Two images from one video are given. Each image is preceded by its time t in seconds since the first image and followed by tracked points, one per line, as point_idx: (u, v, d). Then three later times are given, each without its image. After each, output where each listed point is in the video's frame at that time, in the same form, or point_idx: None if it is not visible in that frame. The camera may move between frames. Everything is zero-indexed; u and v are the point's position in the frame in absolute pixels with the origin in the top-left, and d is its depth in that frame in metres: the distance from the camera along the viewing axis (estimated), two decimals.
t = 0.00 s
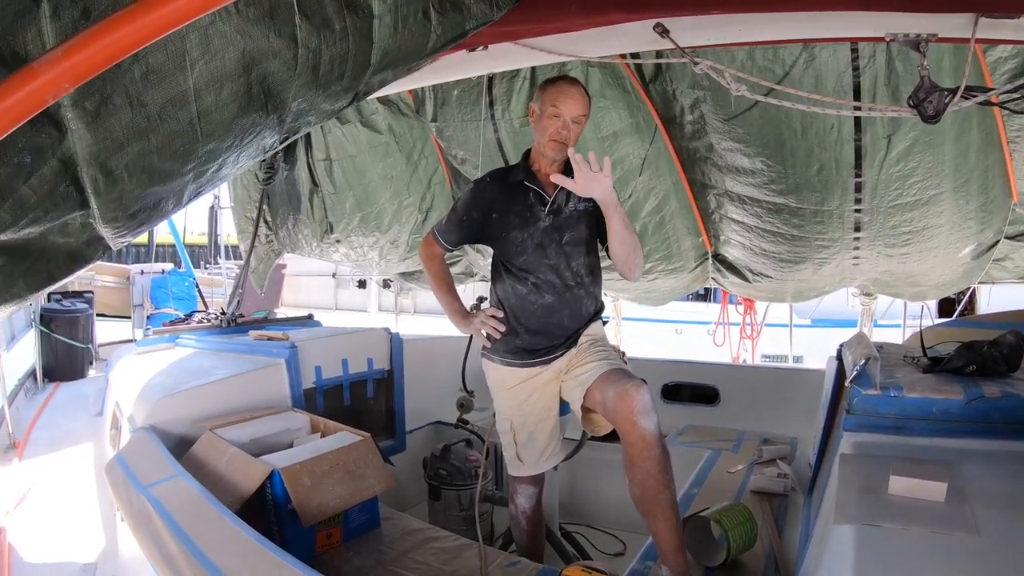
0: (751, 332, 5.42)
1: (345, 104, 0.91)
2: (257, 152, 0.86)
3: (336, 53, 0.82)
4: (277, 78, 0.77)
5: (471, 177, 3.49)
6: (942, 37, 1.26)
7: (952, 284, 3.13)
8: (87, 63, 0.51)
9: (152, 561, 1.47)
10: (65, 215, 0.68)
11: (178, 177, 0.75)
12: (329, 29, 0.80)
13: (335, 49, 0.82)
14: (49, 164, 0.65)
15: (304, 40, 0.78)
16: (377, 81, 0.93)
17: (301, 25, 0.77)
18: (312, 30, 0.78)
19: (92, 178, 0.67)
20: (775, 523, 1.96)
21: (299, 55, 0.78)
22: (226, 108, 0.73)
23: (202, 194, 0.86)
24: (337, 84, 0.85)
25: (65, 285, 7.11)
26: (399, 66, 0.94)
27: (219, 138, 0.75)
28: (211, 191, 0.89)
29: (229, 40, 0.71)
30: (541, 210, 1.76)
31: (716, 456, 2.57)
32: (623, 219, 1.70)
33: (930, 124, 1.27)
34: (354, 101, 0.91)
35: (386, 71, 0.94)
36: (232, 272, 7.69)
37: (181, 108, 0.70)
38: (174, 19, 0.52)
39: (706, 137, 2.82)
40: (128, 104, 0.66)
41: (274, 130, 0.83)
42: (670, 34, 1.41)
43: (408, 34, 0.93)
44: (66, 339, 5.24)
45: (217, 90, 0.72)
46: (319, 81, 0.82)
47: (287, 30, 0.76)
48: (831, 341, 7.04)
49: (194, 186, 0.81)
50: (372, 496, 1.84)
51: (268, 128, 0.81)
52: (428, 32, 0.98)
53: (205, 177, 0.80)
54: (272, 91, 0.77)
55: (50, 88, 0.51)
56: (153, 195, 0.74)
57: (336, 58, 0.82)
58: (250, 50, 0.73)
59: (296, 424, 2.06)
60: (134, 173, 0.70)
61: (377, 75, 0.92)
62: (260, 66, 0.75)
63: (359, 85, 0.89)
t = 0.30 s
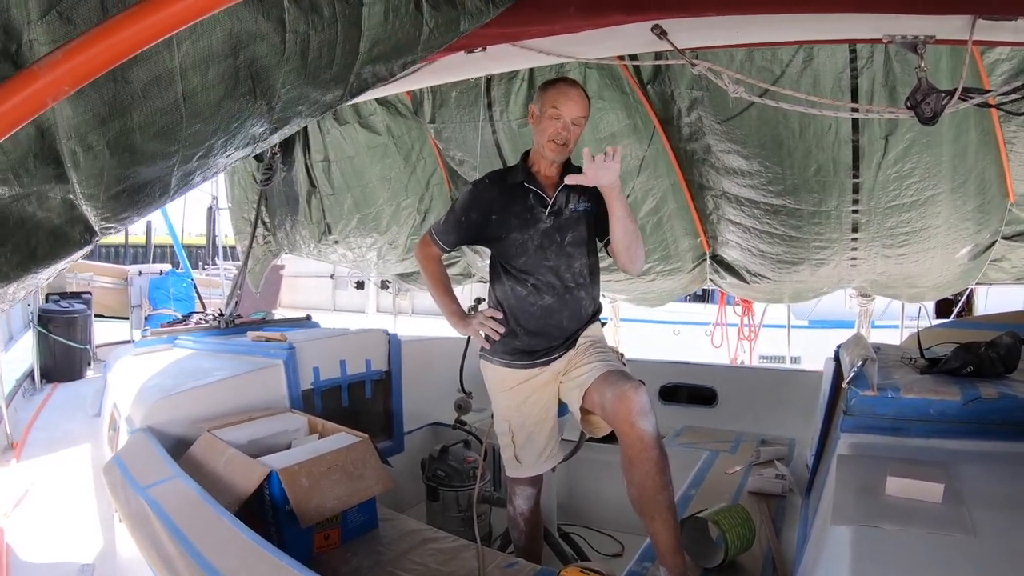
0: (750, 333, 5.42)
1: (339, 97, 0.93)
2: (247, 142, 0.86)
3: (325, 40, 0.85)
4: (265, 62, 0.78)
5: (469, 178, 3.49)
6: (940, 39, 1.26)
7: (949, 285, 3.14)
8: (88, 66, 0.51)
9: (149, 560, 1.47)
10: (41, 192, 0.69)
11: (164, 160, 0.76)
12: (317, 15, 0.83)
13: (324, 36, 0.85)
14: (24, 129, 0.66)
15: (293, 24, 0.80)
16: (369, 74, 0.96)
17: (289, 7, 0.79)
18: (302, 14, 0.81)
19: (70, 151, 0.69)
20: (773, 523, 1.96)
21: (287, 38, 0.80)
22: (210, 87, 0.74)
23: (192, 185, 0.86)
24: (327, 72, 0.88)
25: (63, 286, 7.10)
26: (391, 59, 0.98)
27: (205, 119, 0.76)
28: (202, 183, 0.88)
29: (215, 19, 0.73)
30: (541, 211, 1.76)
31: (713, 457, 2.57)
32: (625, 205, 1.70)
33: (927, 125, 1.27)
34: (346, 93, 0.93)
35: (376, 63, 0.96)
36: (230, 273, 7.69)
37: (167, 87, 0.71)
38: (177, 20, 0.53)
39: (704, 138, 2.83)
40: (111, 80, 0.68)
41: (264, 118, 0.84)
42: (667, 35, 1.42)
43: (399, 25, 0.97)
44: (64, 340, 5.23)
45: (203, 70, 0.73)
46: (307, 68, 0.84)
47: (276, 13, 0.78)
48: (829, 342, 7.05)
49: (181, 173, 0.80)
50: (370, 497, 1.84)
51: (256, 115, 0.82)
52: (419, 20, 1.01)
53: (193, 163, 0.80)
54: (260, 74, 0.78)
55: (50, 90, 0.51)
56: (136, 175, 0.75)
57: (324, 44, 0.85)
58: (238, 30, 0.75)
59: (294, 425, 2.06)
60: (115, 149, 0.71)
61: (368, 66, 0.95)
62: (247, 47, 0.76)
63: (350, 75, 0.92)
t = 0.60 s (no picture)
0: (746, 334, 5.44)
1: (332, 85, 0.97)
2: (233, 125, 0.85)
3: (323, 34, 0.86)
4: (252, 46, 0.78)
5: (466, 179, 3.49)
6: (937, 42, 1.26)
7: (946, 287, 3.14)
8: (88, 69, 0.51)
9: (145, 560, 1.47)
10: (14, 154, 0.63)
11: (142, 134, 0.71)
12: (318, 8, 0.84)
13: (324, 28, 0.86)
14: None
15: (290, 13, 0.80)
16: (365, 66, 1.01)
17: None
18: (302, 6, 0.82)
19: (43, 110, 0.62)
20: (770, 525, 1.96)
21: (282, 25, 0.80)
22: (198, 71, 0.73)
23: (171, 171, 0.82)
24: (324, 65, 0.90)
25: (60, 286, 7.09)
26: (392, 53, 1.04)
27: (189, 96, 0.73)
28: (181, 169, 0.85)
29: None
30: (538, 214, 1.76)
31: (711, 459, 2.57)
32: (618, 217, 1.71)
33: (924, 128, 1.27)
34: (338, 81, 0.97)
35: (378, 57, 1.03)
36: (227, 273, 7.69)
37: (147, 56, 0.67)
38: (179, 22, 0.53)
39: (701, 141, 2.83)
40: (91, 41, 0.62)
41: (251, 102, 0.83)
42: (665, 37, 1.42)
43: (405, 24, 1.03)
44: (61, 340, 5.22)
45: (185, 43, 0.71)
46: (300, 61, 0.85)
47: None
48: (826, 343, 7.07)
49: (163, 154, 0.76)
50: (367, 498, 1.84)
51: (244, 99, 0.81)
52: (424, 19, 1.08)
53: (176, 142, 0.77)
54: (248, 58, 0.78)
55: (50, 94, 0.51)
56: (113, 145, 0.69)
57: (322, 37, 0.86)
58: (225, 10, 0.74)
59: (292, 427, 2.06)
60: (87, 113, 0.66)
61: (368, 60, 1.00)
62: (236, 30, 0.75)
63: (347, 67, 0.96)
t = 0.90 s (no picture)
0: (744, 336, 5.44)
1: (321, 75, 0.96)
2: (218, 109, 0.87)
3: (308, 16, 0.88)
4: (236, 26, 0.82)
5: (463, 180, 3.50)
6: (935, 44, 1.26)
7: (942, 289, 3.14)
8: (87, 69, 0.52)
9: (145, 562, 1.47)
10: None
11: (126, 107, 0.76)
12: None
13: (309, 12, 0.88)
14: None
15: None
16: (355, 56, 1.00)
17: None
18: None
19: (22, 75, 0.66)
20: (767, 526, 1.96)
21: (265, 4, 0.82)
22: (184, 48, 0.78)
23: (156, 155, 0.85)
24: (309, 48, 0.91)
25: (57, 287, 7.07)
26: (380, 44, 1.02)
27: (173, 72, 0.78)
28: (171, 155, 0.89)
29: None
30: (535, 216, 1.77)
31: (708, 460, 2.58)
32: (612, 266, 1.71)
33: (922, 130, 1.27)
34: (328, 72, 0.97)
35: (371, 55, 1.04)
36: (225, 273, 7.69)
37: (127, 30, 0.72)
38: (180, 21, 0.54)
39: (698, 143, 2.82)
40: (67, 8, 0.67)
41: (235, 82, 0.86)
42: (663, 39, 1.43)
43: (393, 11, 1.01)
44: (58, 340, 5.22)
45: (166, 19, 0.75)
46: (285, 45, 0.88)
47: None
48: (823, 344, 7.08)
49: (144, 130, 0.80)
50: (364, 499, 1.84)
51: (227, 81, 0.84)
52: (415, 9, 1.06)
53: (156, 120, 0.80)
54: (230, 37, 0.82)
55: (49, 93, 0.52)
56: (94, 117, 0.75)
57: (308, 20, 0.88)
58: None
59: (289, 427, 2.06)
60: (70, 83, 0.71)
61: (354, 49, 0.98)
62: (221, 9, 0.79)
63: (335, 55, 0.96)
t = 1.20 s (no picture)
0: (741, 337, 5.45)
1: (313, 64, 0.96)
2: (209, 96, 0.87)
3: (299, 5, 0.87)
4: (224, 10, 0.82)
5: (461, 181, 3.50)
6: (933, 46, 1.27)
7: (940, 291, 3.15)
8: (86, 72, 0.53)
9: (143, 564, 1.46)
10: None
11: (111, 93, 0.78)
12: None
13: None
14: None
15: None
16: (349, 47, 0.98)
17: None
18: None
19: (7, 59, 0.71)
20: (764, 528, 1.96)
21: None
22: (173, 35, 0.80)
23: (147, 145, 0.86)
24: (301, 37, 0.91)
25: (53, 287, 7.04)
26: (374, 33, 1.00)
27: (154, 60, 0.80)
28: (165, 143, 0.90)
29: None
30: (535, 218, 1.77)
31: (705, 461, 2.58)
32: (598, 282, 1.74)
33: (920, 132, 1.28)
34: (321, 60, 0.96)
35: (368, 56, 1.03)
36: (222, 274, 7.68)
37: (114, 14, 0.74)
38: (179, 24, 0.55)
39: (697, 145, 2.83)
40: None
41: (223, 72, 0.85)
42: (662, 40, 1.43)
43: None
44: (55, 340, 5.22)
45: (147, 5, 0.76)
46: (278, 34, 0.88)
47: None
48: (821, 346, 7.09)
49: (133, 119, 0.82)
50: (362, 500, 1.84)
51: (216, 69, 0.84)
52: None
53: (146, 107, 0.82)
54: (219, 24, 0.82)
55: (49, 96, 0.53)
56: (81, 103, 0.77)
57: (297, 8, 0.88)
58: None
59: (287, 428, 2.05)
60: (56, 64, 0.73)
61: (348, 38, 0.97)
62: None
63: (328, 45, 0.95)
